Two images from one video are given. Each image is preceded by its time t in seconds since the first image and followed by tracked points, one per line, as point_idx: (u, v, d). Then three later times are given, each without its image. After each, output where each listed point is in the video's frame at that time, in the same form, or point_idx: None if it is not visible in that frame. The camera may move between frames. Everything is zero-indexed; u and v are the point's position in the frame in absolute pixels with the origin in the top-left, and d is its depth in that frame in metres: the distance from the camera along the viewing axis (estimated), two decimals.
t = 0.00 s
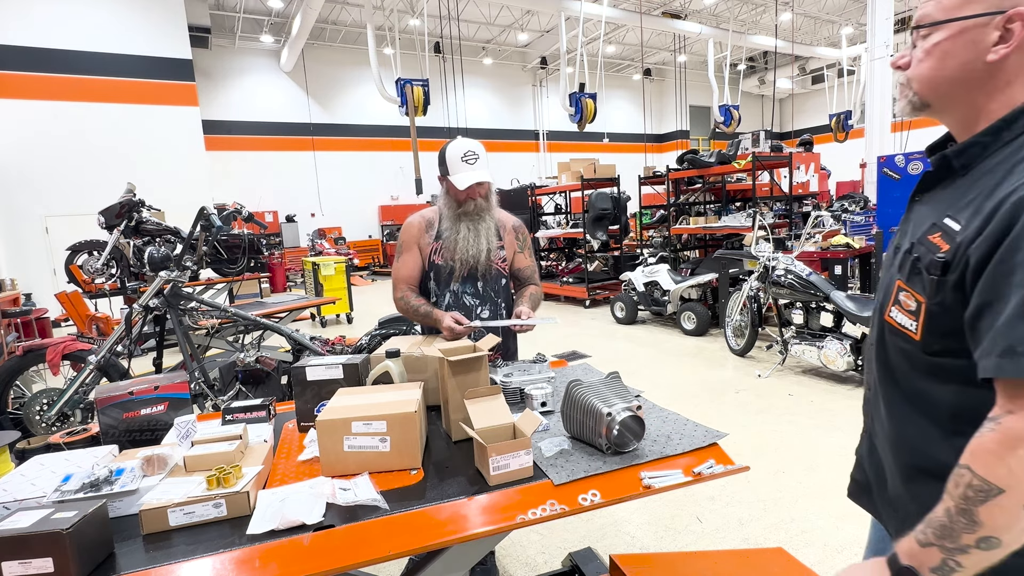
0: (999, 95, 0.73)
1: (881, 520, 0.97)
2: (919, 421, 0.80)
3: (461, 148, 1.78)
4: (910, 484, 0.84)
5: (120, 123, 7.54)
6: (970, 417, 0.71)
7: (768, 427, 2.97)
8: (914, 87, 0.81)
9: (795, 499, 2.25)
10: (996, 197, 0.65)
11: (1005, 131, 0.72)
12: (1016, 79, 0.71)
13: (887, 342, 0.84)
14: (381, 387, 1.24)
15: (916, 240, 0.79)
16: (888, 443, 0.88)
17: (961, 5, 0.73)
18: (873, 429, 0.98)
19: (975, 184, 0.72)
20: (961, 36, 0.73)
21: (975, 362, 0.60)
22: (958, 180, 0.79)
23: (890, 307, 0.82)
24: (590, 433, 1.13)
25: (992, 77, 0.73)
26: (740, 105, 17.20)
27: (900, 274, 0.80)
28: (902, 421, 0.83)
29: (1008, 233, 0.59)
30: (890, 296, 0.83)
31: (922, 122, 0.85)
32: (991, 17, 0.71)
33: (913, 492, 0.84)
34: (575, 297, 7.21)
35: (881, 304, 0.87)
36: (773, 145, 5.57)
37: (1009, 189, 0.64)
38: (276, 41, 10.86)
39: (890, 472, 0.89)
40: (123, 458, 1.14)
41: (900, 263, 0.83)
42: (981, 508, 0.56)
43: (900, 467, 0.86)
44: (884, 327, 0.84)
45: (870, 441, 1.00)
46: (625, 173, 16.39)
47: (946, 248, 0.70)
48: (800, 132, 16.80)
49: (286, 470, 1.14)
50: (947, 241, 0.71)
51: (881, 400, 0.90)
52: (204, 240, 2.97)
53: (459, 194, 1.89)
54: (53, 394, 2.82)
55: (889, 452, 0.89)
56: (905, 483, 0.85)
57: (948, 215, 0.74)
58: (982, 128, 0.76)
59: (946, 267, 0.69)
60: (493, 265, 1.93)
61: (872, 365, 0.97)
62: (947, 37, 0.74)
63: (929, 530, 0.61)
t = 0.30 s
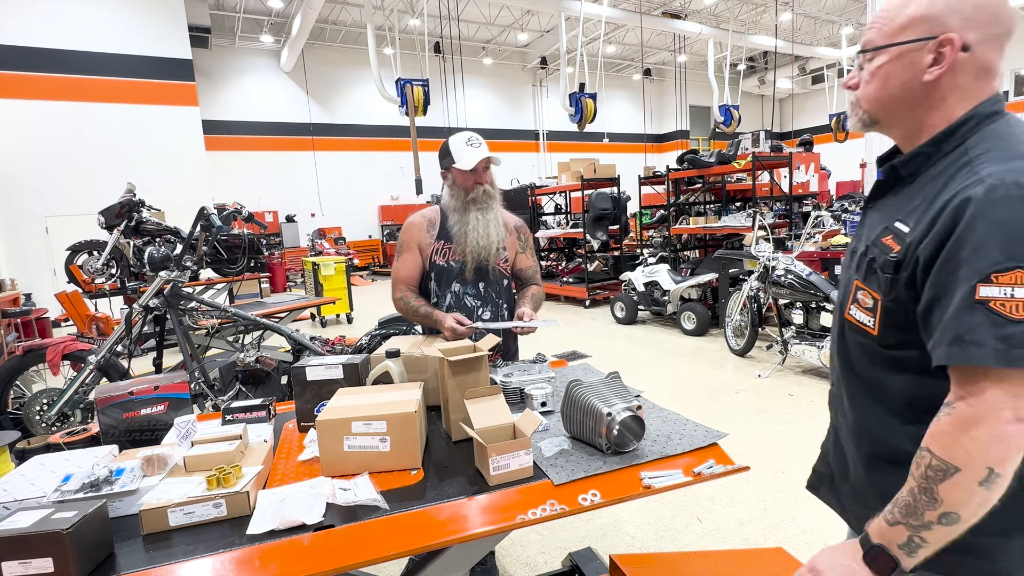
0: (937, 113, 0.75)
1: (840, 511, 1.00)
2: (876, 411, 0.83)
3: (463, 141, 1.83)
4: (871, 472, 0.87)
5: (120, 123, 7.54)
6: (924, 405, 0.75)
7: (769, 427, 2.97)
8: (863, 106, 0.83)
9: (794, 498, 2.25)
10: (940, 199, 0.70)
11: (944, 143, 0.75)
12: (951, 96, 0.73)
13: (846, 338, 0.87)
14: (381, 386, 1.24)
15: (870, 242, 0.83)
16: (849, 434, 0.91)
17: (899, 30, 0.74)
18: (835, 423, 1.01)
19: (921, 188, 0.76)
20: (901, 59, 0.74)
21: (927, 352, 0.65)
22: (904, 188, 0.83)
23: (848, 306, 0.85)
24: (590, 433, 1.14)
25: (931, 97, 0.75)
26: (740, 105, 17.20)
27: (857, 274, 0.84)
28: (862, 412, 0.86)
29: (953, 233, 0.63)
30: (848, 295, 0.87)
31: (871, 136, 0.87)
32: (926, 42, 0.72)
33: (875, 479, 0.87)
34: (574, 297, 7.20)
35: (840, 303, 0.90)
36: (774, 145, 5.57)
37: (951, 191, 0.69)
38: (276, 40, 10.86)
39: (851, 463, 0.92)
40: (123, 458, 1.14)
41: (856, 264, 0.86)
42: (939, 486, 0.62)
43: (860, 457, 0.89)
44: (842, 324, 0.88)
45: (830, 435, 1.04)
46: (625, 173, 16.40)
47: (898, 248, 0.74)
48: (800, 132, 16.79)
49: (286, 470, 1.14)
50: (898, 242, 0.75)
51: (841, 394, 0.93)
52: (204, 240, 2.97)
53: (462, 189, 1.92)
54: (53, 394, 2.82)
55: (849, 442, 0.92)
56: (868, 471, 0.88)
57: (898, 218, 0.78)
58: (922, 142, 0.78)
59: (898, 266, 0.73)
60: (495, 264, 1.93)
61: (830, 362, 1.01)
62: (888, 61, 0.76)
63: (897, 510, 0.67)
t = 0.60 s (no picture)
0: (864, 132, 0.89)
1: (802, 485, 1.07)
2: (838, 384, 0.93)
3: (465, 137, 1.86)
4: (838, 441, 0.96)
5: (120, 123, 7.54)
6: (884, 375, 0.86)
7: (769, 427, 2.97)
8: (803, 138, 0.96)
9: (795, 499, 2.25)
10: (884, 198, 0.83)
11: (878, 152, 0.89)
12: (871, 117, 0.88)
13: (808, 325, 0.98)
14: (380, 387, 1.24)
15: (823, 239, 0.95)
16: (812, 409, 1.00)
17: (815, 76, 0.89)
18: (793, 403, 1.11)
19: (864, 190, 0.90)
20: (822, 98, 0.89)
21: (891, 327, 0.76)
22: (846, 193, 0.96)
23: (810, 295, 0.96)
24: (590, 433, 1.14)
25: (856, 122, 0.88)
26: (740, 105, 17.19)
27: (815, 266, 0.96)
28: (827, 388, 0.95)
29: (903, 224, 0.76)
30: (808, 286, 0.98)
31: (814, 160, 1.01)
32: (839, 79, 0.86)
33: (838, 448, 0.96)
34: (574, 297, 7.20)
35: (799, 295, 1.02)
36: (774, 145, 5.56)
37: (892, 190, 0.82)
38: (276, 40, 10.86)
39: (814, 436, 1.01)
40: (123, 458, 1.14)
41: (813, 259, 0.98)
42: (936, 445, 0.71)
43: (823, 428, 0.98)
44: (803, 313, 0.99)
45: (789, 417, 1.13)
46: (625, 173, 16.40)
47: (852, 241, 0.86)
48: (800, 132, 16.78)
49: (286, 470, 1.14)
50: (852, 236, 0.87)
51: (803, 375, 1.03)
52: (204, 240, 2.97)
53: (463, 187, 1.93)
54: (53, 394, 2.82)
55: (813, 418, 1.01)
56: (832, 441, 0.97)
57: (847, 216, 0.91)
58: (859, 155, 0.91)
59: (855, 255, 0.85)
60: (495, 264, 1.94)
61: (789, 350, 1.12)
62: (814, 101, 0.90)
63: (903, 475, 0.75)
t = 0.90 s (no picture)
0: (835, 135, 0.92)
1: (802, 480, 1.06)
2: (833, 374, 0.93)
3: (466, 137, 1.86)
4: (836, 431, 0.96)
5: (120, 123, 7.54)
6: (878, 360, 0.87)
7: (769, 426, 2.97)
8: (779, 147, 0.97)
9: (795, 498, 2.25)
10: (865, 190, 0.86)
11: (850, 153, 0.92)
12: (840, 121, 0.91)
13: (798, 321, 0.99)
14: (381, 387, 1.24)
15: (808, 236, 0.97)
16: (808, 403, 1.00)
17: (784, 88, 0.91)
18: (785, 399, 1.11)
19: (842, 188, 0.92)
20: (794, 107, 0.91)
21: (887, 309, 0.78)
22: (822, 193, 0.98)
23: (799, 290, 0.97)
24: (590, 433, 1.14)
25: (829, 127, 0.91)
26: (740, 105, 17.19)
27: (801, 262, 0.97)
28: (819, 379, 0.96)
29: (890, 213, 0.78)
30: (796, 282, 0.99)
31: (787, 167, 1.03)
32: (808, 88, 0.89)
33: (839, 436, 0.96)
34: (575, 297, 7.20)
35: (787, 293, 1.03)
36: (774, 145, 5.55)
37: (873, 182, 0.85)
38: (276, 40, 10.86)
39: (812, 429, 1.01)
40: (123, 458, 1.14)
41: (799, 256, 0.99)
42: (915, 409, 0.75)
43: (822, 419, 0.98)
44: (793, 310, 1.00)
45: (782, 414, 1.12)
46: (625, 173, 16.39)
47: (840, 233, 0.88)
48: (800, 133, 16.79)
49: (286, 470, 1.14)
50: (838, 230, 0.89)
51: (793, 369, 1.04)
52: (204, 240, 2.98)
53: (463, 187, 1.93)
54: (53, 394, 2.82)
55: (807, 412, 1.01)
56: (835, 432, 0.96)
57: (829, 212, 0.93)
58: (831, 157, 0.94)
59: (846, 245, 0.86)
60: (494, 264, 1.93)
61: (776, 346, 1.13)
62: (787, 112, 0.92)
63: (878, 432, 0.79)
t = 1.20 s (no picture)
0: (847, 131, 0.91)
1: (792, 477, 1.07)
2: (828, 374, 0.94)
3: (465, 137, 1.86)
4: (826, 431, 0.97)
5: (120, 123, 7.54)
6: (875, 363, 0.87)
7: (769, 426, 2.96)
8: (789, 139, 0.97)
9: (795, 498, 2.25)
10: (874, 190, 0.86)
11: (860, 150, 0.92)
12: (855, 116, 0.90)
13: (795, 317, 0.99)
14: (380, 386, 1.24)
15: (811, 233, 0.96)
16: (800, 401, 1.01)
17: (801, 77, 0.90)
18: (778, 396, 1.12)
19: (850, 185, 0.92)
20: (808, 98, 0.90)
21: (885, 313, 0.78)
22: (830, 189, 0.98)
23: (797, 287, 0.97)
24: (590, 433, 1.14)
25: (843, 120, 0.90)
26: (740, 105, 17.20)
27: (802, 259, 0.97)
28: (813, 377, 0.96)
29: (897, 215, 0.78)
30: (794, 279, 0.99)
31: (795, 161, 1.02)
32: (825, 80, 0.88)
33: (830, 437, 0.96)
34: (575, 297, 7.21)
35: (785, 289, 1.03)
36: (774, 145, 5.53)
37: (881, 182, 0.85)
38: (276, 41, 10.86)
39: (801, 426, 1.02)
40: (123, 458, 1.14)
41: (800, 253, 0.99)
42: (919, 419, 0.74)
43: (814, 418, 0.98)
44: (791, 306, 1.00)
45: (775, 410, 1.13)
46: (625, 173, 16.40)
47: (844, 232, 0.88)
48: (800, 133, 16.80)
49: (286, 470, 1.14)
50: (841, 229, 0.89)
51: (788, 366, 1.04)
52: (204, 240, 2.98)
53: (462, 187, 1.93)
54: (53, 394, 2.82)
55: (800, 410, 1.01)
56: (824, 431, 0.97)
57: (834, 210, 0.93)
58: (842, 153, 0.94)
59: (848, 245, 0.86)
60: (493, 264, 1.93)
61: (772, 342, 1.13)
62: (801, 102, 0.91)
63: (883, 446, 0.77)
